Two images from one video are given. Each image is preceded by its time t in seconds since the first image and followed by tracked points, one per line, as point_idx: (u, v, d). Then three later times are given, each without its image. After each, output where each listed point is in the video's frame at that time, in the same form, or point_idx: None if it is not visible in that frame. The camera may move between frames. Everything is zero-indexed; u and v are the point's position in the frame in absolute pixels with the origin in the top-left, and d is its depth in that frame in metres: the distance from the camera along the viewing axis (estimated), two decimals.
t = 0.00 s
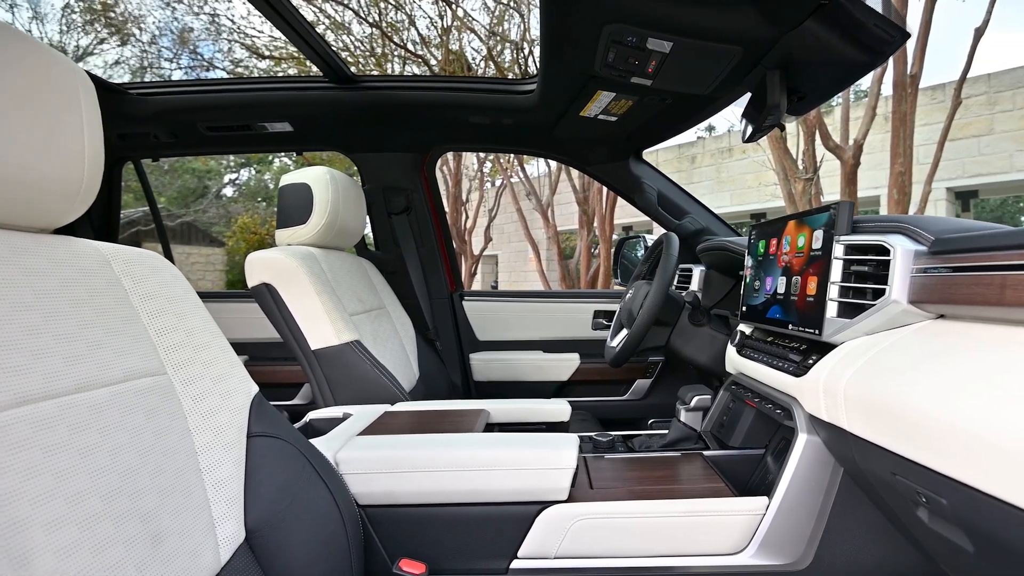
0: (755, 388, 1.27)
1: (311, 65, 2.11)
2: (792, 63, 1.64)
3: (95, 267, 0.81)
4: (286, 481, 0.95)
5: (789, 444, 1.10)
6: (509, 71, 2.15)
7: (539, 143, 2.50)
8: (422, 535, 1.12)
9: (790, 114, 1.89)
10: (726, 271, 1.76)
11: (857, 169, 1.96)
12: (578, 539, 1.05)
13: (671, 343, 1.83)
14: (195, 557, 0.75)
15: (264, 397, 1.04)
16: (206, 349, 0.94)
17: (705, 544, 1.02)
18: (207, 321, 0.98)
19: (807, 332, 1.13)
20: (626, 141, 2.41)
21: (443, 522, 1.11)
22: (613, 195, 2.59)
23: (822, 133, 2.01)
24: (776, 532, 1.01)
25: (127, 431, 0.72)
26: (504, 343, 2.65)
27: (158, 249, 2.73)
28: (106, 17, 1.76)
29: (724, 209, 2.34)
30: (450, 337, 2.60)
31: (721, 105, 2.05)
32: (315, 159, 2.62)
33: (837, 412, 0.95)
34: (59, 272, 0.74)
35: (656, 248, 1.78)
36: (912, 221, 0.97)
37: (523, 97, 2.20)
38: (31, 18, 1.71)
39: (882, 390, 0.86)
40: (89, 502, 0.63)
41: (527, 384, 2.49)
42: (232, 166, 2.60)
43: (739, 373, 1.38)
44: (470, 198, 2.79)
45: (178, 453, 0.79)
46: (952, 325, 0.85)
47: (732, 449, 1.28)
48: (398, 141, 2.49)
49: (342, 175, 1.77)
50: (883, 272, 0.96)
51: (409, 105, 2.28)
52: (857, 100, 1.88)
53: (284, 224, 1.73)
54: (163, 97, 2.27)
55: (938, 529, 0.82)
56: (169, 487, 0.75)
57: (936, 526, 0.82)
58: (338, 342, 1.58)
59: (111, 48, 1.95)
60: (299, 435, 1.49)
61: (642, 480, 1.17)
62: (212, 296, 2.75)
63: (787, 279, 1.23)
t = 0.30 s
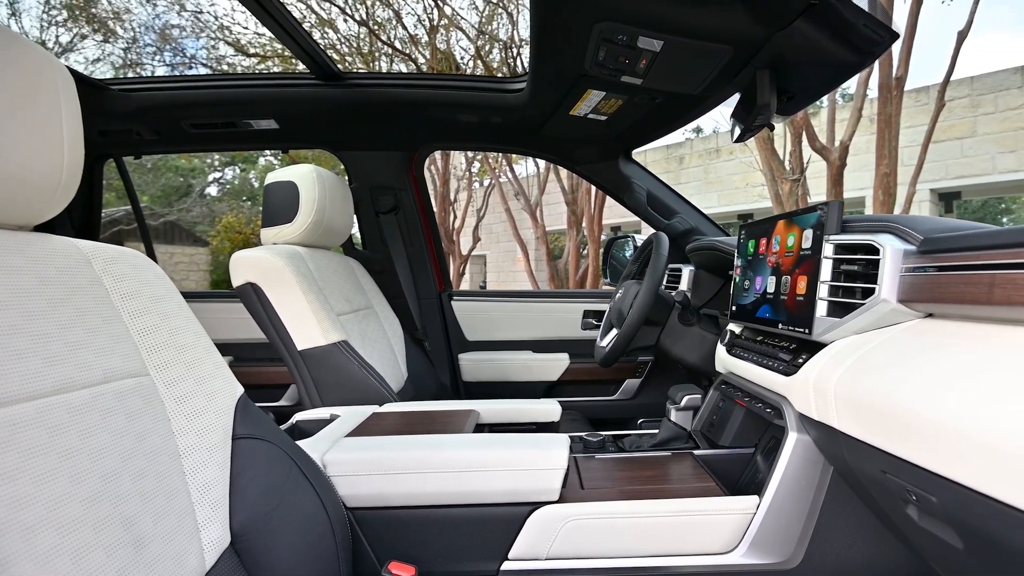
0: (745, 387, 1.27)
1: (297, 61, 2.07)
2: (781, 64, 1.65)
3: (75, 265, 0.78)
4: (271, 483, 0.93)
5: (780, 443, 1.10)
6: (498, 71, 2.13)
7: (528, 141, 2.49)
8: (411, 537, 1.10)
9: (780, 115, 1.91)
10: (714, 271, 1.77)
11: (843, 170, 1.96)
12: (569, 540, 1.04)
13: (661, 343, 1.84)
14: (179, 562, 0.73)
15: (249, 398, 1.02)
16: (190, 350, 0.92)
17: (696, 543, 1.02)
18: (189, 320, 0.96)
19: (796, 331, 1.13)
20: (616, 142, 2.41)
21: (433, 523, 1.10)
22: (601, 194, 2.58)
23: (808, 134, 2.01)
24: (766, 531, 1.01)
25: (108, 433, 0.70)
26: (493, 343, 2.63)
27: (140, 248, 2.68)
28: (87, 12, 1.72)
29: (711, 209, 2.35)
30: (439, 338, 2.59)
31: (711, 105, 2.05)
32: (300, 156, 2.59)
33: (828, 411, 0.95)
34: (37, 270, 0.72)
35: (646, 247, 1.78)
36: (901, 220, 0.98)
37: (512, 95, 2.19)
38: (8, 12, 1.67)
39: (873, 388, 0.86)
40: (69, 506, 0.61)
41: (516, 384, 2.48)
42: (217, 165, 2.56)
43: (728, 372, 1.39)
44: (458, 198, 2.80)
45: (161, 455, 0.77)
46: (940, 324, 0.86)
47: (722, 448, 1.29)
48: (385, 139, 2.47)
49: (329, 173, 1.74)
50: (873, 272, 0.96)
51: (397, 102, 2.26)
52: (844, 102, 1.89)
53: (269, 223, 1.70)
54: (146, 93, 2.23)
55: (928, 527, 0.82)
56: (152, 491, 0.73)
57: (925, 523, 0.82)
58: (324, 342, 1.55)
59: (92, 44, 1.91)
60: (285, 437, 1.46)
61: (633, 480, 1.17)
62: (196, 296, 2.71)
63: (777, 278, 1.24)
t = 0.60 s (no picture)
0: (735, 387, 1.27)
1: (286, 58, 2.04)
2: (773, 63, 1.66)
3: (55, 263, 0.76)
4: (258, 486, 0.91)
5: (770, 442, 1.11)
6: (486, 70, 2.11)
7: (517, 140, 2.48)
8: (401, 540, 1.09)
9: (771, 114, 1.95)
10: (703, 271, 1.77)
11: (828, 171, 1.97)
12: (562, 541, 1.04)
13: (650, 343, 1.83)
14: (164, 568, 0.71)
15: (235, 400, 1.00)
16: (174, 350, 0.89)
17: (689, 542, 1.02)
18: (174, 320, 0.93)
19: (787, 330, 1.14)
20: (605, 141, 2.42)
21: (424, 526, 1.08)
22: (590, 194, 2.59)
23: (795, 135, 2.03)
24: (757, 530, 1.01)
25: (89, 436, 0.68)
26: (482, 343, 2.62)
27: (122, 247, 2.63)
28: (67, 5, 1.68)
29: (699, 209, 2.36)
30: (427, 338, 2.57)
31: (701, 105, 2.07)
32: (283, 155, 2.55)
33: (819, 410, 0.95)
34: (16, 268, 0.69)
35: (636, 247, 1.78)
36: (891, 220, 0.98)
37: (502, 93, 2.17)
38: None
39: (864, 387, 0.87)
40: (47, 511, 0.59)
41: (505, 384, 2.47)
42: (201, 164, 2.52)
43: (719, 372, 1.39)
44: (446, 198, 2.79)
45: (145, 458, 0.75)
46: (930, 323, 0.87)
47: (712, 448, 1.29)
48: (373, 137, 2.45)
49: (317, 171, 1.72)
50: (864, 271, 0.97)
51: (385, 100, 2.24)
52: (829, 104, 1.91)
53: (255, 222, 1.67)
54: (128, 89, 2.18)
55: (918, 525, 0.83)
56: (136, 494, 0.71)
57: (916, 521, 0.83)
58: (311, 343, 1.53)
59: (73, 39, 1.87)
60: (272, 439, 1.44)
61: (624, 480, 1.17)
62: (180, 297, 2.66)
63: (768, 278, 1.24)
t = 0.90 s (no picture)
0: (726, 386, 1.28)
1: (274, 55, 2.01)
2: (764, 63, 1.67)
3: (36, 262, 0.73)
4: (246, 490, 0.89)
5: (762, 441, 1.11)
6: (474, 70, 2.09)
7: (506, 140, 2.47)
8: (393, 543, 1.07)
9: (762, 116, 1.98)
10: (693, 270, 1.78)
11: (814, 173, 1.99)
12: (556, 542, 1.03)
13: (641, 343, 1.84)
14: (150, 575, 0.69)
15: (223, 403, 0.98)
16: (160, 352, 0.87)
17: (682, 542, 1.02)
18: (160, 321, 0.91)
19: (779, 330, 1.14)
20: (596, 141, 2.42)
21: (416, 528, 1.07)
22: (579, 194, 2.59)
23: (782, 136, 2.05)
24: (749, 529, 1.02)
25: (72, 440, 0.66)
26: (471, 343, 2.61)
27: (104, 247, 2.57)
28: None
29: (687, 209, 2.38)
30: (417, 339, 2.55)
31: (692, 105, 2.07)
32: (270, 154, 2.51)
33: (811, 410, 0.96)
34: None
35: (627, 246, 1.79)
36: (882, 220, 0.99)
37: (492, 91, 2.16)
38: None
39: (855, 387, 0.87)
40: (29, 519, 0.57)
41: (495, 385, 2.46)
42: (184, 162, 2.47)
43: (710, 371, 1.40)
44: (434, 197, 2.79)
45: (130, 463, 0.73)
46: (920, 322, 0.88)
47: (703, 447, 1.30)
48: (361, 136, 2.43)
49: (305, 169, 1.69)
50: (855, 271, 0.98)
51: (373, 98, 2.22)
52: (816, 105, 1.94)
53: (242, 221, 1.65)
54: (110, 85, 2.13)
55: (909, 522, 0.83)
56: (121, 500, 0.69)
57: (907, 519, 0.83)
58: (299, 344, 1.50)
59: (52, 35, 1.82)
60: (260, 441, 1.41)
61: (617, 480, 1.17)
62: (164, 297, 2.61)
63: (759, 278, 1.25)
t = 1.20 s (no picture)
0: (717, 385, 1.29)
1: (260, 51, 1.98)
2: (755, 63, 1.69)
3: (16, 261, 0.71)
4: (233, 494, 0.87)
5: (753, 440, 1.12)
6: (461, 67, 2.11)
7: (494, 139, 2.46)
8: (384, 546, 1.06)
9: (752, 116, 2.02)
10: (682, 270, 1.79)
11: (799, 174, 1.97)
12: (548, 543, 1.03)
13: (630, 343, 1.83)
14: None
15: (208, 405, 0.95)
16: (144, 353, 0.85)
17: (675, 541, 1.02)
18: (143, 322, 0.89)
19: (769, 329, 1.15)
20: (585, 140, 2.42)
21: (408, 531, 1.06)
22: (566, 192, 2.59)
23: (767, 137, 2.07)
24: (740, 527, 1.02)
25: (55, 443, 0.64)
26: (460, 343, 2.60)
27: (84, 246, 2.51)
28: None
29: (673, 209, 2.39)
30: (404, 339, 2.52)
31: (683, 105, 2.08)
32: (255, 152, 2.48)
33: (802, 408, 0.97)
34: None
35: (617, 246, 1.79)
36: (871, 220, 1.00)
37: (481, 90, 2.15)
38: None
39: (846, 385, 0.88)
40: (10, 526, 0.55)
41: (483, 385, 2.44)
42: (165, 160, 2.42)
43: (699, 371, 1.40)
44: (420, 196, 2.74)
45: (115, 467, 0.71)
46: (909, 321, 0.89)
47: (694, 447, 1.30)
48: (348, 134, 2.40)
49: (291, 167, 1.66)
50: (845, 271, 0.99)
51: (359, 96, 2.20)
52: (799, 106, 1.96)
53: (227, 220, 1.62)
54: (90, 80, 2.08)
55: (899, 519, 0.84)
56: (106, 505, 0.67)
57: (897, 516, 0.84)
58: (285, 345, 1.48)
59: (30, 28, 1.78)
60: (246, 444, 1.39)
61: (609, 480, 1.17)
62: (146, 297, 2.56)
63: (749, 277, 1.26)
